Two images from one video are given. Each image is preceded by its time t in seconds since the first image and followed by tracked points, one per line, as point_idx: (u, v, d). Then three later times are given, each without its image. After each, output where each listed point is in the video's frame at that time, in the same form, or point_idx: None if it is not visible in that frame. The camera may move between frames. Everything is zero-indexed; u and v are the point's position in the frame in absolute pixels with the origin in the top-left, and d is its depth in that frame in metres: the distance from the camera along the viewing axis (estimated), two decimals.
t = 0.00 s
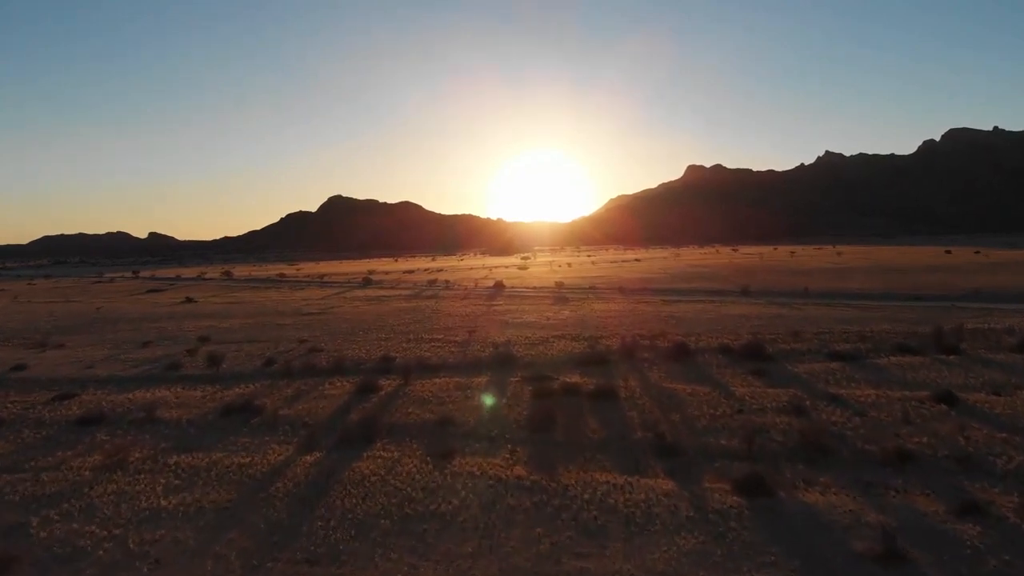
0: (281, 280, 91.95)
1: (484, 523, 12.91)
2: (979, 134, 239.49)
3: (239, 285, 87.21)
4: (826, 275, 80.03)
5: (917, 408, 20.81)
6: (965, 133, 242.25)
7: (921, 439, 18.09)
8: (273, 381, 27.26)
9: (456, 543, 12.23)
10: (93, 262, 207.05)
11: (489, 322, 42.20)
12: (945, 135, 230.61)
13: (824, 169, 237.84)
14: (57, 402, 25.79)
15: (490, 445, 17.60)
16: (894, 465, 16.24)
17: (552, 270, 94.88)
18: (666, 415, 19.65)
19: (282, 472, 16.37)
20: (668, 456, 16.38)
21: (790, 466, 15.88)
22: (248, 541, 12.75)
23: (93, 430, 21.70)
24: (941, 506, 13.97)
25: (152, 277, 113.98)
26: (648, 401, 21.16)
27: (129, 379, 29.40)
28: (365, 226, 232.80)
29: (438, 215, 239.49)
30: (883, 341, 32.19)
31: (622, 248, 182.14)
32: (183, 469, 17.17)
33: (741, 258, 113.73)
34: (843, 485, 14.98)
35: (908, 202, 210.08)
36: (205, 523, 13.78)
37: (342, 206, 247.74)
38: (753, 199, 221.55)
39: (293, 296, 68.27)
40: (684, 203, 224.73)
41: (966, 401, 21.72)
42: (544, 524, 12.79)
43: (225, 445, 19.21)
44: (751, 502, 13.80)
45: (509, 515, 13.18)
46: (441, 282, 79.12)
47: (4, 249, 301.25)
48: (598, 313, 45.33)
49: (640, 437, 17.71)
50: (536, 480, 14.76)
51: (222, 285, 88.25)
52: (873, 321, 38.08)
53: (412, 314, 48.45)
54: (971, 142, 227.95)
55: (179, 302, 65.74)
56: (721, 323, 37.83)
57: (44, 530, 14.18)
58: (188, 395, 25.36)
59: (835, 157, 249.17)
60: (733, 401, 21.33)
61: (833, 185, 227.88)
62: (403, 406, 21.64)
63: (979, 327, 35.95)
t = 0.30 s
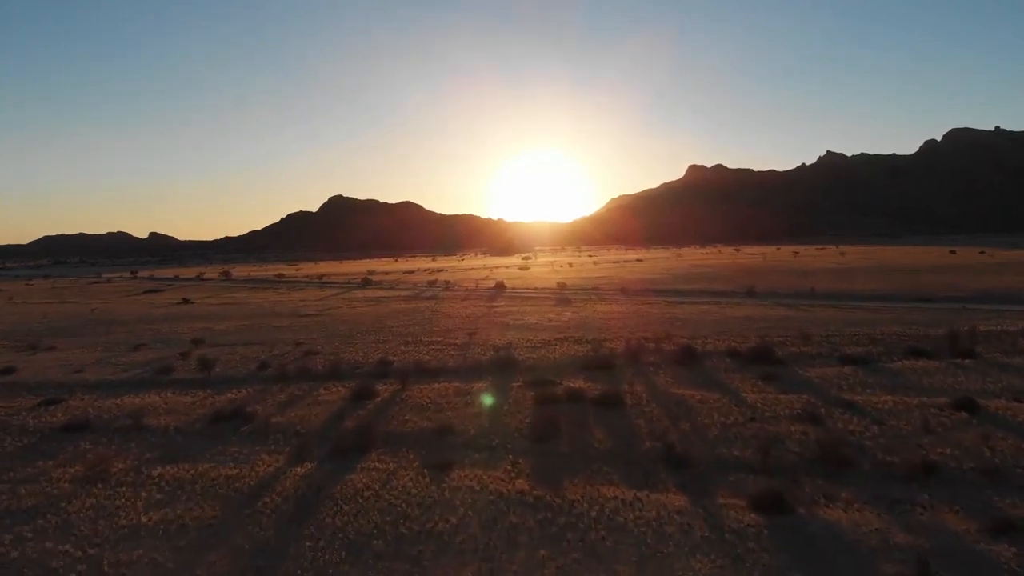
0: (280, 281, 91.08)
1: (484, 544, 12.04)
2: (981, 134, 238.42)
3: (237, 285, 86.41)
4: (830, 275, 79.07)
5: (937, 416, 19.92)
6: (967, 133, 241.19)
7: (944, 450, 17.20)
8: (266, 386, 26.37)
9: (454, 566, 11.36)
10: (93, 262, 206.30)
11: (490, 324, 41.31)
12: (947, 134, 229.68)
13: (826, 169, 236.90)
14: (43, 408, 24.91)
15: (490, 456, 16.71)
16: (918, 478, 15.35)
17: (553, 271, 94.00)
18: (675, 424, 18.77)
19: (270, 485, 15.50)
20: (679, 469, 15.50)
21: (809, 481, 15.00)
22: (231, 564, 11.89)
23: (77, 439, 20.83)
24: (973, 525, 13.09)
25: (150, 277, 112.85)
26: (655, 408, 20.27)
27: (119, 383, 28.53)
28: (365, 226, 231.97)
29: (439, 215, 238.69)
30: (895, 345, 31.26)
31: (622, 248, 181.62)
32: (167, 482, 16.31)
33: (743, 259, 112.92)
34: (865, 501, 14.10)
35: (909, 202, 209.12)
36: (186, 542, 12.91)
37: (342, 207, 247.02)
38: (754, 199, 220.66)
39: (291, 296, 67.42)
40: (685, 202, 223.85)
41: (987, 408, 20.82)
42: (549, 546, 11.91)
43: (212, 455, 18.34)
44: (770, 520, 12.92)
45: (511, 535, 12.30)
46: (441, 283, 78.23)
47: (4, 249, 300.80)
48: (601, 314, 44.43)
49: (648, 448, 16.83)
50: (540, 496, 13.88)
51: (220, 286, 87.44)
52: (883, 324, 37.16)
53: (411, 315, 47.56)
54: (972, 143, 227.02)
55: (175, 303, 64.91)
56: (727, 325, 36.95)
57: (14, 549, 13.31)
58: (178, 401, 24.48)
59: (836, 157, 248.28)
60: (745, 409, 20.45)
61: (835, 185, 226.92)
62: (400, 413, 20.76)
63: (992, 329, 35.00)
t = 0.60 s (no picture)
0: (278, 281, 90.07)
1: (484, 566, 11.29)
2: (982, 134, 237.63)
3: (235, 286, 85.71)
4: (833, 275, 78.30)
5: (956, 423, 19.15)
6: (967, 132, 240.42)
7: (966, 459, 16.45)
8: (260, 390, 25.61)
9: None
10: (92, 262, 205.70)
11: (490, 325, 40.55)
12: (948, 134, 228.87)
13: (827, 169, 236.06)
14: (29, 413, 24.16)
15: (490, 466, 15.97)
16: (941, 491, 14.60)
17: (553, 271, 93.28)
18: (683, 431, 18.01)
19: (259, 498, 14.75)
20: (689, 482, 14.75)
21: (826, 495, 14.25)
22: None
23: (61, 446, 20.08)
24: (1003, 542, 12.34)
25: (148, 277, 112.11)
26: (662, 415, 19.52)
27: (109, 387, 27.77)
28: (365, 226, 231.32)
29: (439, 215, 237.97)
30: (906, 347, 30.45)
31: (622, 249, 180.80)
32: (151, 494, 15.58)
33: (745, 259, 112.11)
34: (887, 517, 13.35)
35: (910, 202, 208.26)
36: (167, 561, 12.18)
37: (342, 207, 246.34)
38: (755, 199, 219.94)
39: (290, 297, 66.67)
40: (686, 202, 223.05)
41: (1007, 414, 20.04)
42: (554, 567, 11.16)
43: (200, 464, 17.60)
44: (788, 538, 12.17)
45: (513, 556, 11.55)
46: (441, 283, 77.46)
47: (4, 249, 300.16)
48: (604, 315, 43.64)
49: (656, 458, 16.03)
50: (543, 511, 13.14)
51: (218, 287, 86.72)
52: (892, 325, 36.40)
53: (411, 316, 46.80)
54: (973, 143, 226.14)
55: (172, 304, 64.12)
56: (733, 328, 36.15)
57: None
58: (169, 407, 23.68)
59: (837, 157, 247.62)
60: (755, 416, 19.70)
61: (836, 185, 226.14)
62: (397, 419, 19.99)
63: (1004, 331, 34.20)
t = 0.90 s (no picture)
0: (276, 282, 89.19)
1: None
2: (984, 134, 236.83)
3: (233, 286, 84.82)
4: (837, 276, 77.43)
5: (980, 433, 18.26)
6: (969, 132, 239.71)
7: (994, 472, 15.57)
8: (252, 396, 24.69)
9: None
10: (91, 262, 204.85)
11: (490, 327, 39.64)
12: (950, 134, 228.04)
13: (828, 169, 235.14)
14: (13, 420, 23.28)
15: (490, 479, 15.08)
16: (971, 509, 13.72)
17: (554, 271, 92.45)
18: (693, 442, 17.11)
19: (245, 515, 13.86)
20: (702, 498, 13.86)
21: (849, 512, 13.37)
22: None
23: (42, 456, 19.19)
24: None
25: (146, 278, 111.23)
26: (671, 423, 18.62)
27: (98, 392, 26.85)
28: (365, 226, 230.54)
29: (439, 215, 237.10)
30: (919, 351, 29.52)
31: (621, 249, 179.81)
32: (130, 511, 14.69)
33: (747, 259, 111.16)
34: (916, 537, 12.47)
35: (912, 202, 207.29)
36: None
37: (342, 207, 245.59)
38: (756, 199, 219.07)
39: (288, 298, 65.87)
40: (687, 202, 222.23)
41: None
42: None
43: (185, 477, 16.70)
44: (812, 562, 11.29)
45: None
46: (441, 284, 76.60)
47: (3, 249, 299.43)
48: (606, 317, 42.75)
49: (667, 471, 15.13)
50: (547, 531, 12.26)
51: (216, 287, 85.84)
52: (901, 328, 35.52)
53: (410, 318, 45.89)
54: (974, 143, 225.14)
55: (168, 305, 63.22)
56: (739, 330, 35.22)
57: None
58: (156, 414, 22.81)
59: (838, 157, 246.84)
60: (768, 425, 18.82)
61: (838, 185, 225.27)
62: (394, 427, 19.09)
63: (1019, 334, 33.27)
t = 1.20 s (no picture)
0: (275, 282, 88.44)
1: None
2: (986, 133, 235.86)
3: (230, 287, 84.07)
4: (840, 276, 76.57)
5: (1002, 441, 17.52)
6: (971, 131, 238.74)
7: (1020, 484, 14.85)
8: (245, 401, 23.96)
9: None
10: (91, 262, 204.32)
11: (491, 329, 38.90)
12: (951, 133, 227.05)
13: (829, 169, 234.26)
14: None
15: (491, 492, 14.34)
16: (998, 526, 12.99)
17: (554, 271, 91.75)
18: (703, 452, 16.37)
19: (230, 532, 13.10)
20: (716, 514, 13.12)
21: (871, 530, 12.64)
22: None
23: (23, 465, 18.47)
24: None
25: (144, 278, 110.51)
26: (679, 431, 17.87)
27: (87, 397, 26.12)
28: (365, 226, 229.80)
29: (439, 215, 236.37)
30: (931, 354, 28.72)
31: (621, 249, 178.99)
32: (111, 526, 13.97)
33: (749, 259, 110.40)
34: (944, 558, 11.73)
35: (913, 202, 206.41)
36: None
37: (342, 207, 245.00)
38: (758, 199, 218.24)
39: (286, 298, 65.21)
40: (688, 202, 221.40)
41: None
42: None
43: (170, 489, 15.97)
44: None
45: None
46: (441, 284, 75.85)
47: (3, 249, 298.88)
48: (609, 319, 41.95)
49: (676, 483, 14.40)
50: (552, 552, 11.52)
51: (213, 287, 85.11)
52: (911, 330, 34.69)
53: (409, 319, 45.13)
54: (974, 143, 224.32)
55: (165, 306, 62.52)
56: (746, 332, 34.45)
57: None
58: (145, 420, 22.06)
59: (840, 157, 246.02)
60: (781, 433, 18.05)
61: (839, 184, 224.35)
62: (390, 435, 18.32)
63: None
